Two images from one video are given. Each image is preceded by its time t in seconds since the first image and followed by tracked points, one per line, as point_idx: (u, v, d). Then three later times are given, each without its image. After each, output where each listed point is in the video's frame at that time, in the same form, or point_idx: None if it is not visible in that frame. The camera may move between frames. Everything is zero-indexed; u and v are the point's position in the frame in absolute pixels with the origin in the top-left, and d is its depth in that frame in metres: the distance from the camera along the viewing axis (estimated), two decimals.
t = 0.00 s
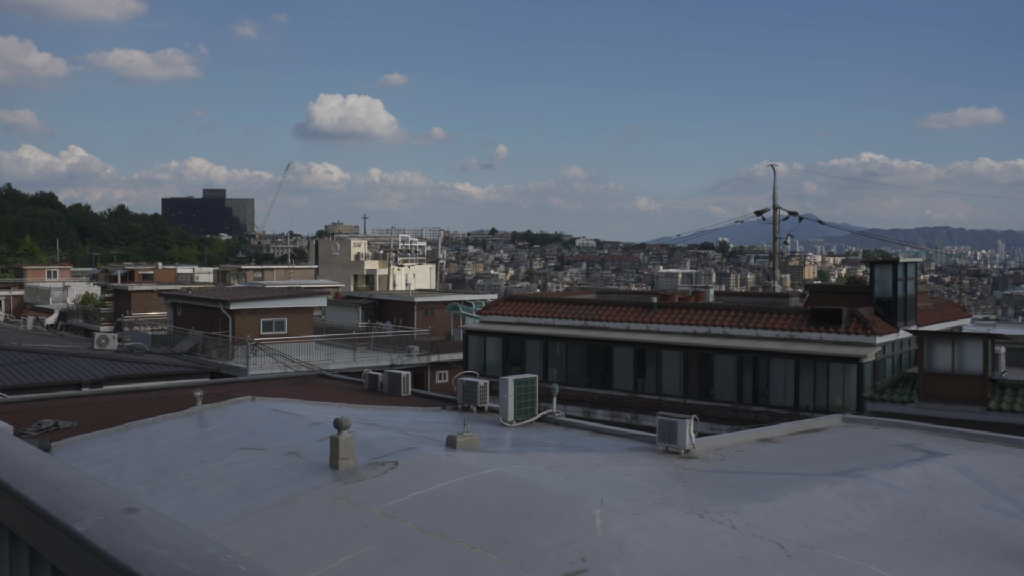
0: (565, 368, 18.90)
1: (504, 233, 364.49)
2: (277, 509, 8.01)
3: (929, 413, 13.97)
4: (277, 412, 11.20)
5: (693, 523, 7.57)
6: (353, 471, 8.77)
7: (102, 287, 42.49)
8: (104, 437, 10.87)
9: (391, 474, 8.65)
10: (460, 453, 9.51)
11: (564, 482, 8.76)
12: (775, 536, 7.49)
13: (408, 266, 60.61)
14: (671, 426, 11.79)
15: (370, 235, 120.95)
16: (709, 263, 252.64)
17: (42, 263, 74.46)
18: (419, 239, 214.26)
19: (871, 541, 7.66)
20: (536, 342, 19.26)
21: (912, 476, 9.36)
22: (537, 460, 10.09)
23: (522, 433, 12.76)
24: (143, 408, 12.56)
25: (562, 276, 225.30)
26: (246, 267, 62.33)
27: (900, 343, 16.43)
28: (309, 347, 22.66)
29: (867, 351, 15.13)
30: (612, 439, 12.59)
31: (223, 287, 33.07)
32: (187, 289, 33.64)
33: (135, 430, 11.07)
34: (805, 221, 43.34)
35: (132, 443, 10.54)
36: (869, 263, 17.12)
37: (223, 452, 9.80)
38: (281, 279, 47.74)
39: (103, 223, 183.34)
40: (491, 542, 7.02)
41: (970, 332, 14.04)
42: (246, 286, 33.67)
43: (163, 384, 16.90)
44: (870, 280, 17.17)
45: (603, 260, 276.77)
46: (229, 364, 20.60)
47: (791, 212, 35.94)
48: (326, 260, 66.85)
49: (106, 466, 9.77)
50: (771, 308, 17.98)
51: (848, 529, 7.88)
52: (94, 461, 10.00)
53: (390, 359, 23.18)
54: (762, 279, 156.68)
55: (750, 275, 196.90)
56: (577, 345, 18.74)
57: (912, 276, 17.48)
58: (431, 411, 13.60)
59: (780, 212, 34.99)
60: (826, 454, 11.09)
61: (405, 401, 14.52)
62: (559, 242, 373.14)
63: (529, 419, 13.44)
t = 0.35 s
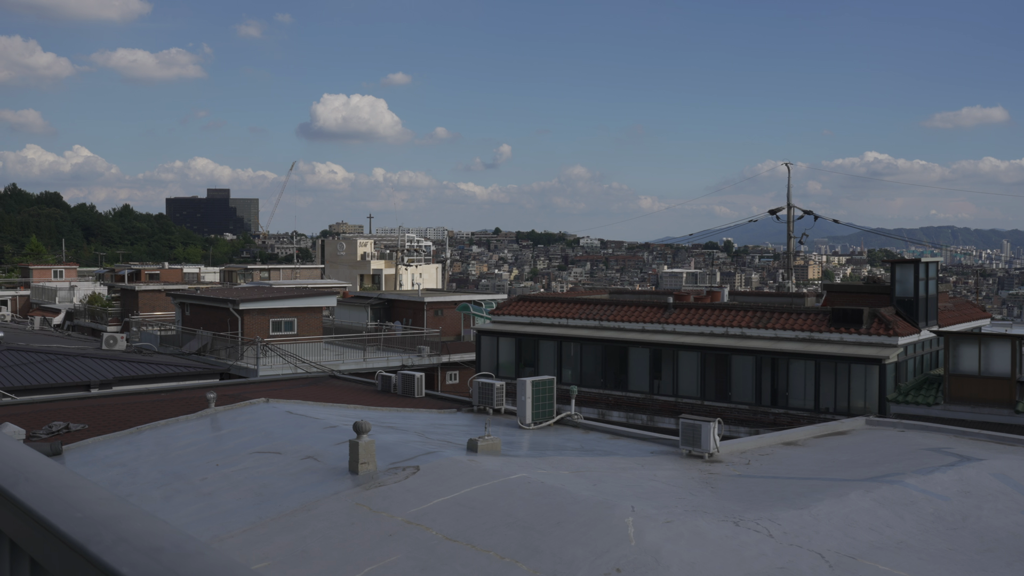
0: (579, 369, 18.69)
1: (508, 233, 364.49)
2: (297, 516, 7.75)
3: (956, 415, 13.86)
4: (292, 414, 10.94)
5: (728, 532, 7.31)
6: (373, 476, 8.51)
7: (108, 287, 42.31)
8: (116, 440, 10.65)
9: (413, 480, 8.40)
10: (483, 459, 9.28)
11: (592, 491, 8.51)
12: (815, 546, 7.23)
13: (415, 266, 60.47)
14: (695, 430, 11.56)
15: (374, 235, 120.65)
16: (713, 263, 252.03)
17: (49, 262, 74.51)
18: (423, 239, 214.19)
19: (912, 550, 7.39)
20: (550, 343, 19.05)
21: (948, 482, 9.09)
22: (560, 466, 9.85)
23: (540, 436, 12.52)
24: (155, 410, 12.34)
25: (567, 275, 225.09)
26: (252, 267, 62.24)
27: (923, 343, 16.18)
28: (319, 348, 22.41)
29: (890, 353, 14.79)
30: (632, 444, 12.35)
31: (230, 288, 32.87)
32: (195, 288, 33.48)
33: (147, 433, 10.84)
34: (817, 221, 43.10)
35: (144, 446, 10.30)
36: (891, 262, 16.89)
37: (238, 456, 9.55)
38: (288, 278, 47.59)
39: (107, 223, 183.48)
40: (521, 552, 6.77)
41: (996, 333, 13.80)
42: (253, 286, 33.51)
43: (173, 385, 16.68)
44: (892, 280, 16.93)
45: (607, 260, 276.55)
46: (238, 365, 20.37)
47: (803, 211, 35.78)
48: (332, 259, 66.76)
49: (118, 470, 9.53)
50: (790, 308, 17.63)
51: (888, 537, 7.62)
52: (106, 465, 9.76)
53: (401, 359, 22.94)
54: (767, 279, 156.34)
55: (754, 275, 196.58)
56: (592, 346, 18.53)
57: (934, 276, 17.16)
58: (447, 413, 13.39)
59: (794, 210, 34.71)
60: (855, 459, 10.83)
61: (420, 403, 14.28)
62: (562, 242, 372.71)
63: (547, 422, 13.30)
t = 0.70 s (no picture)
0: (643, 370, 18.28)
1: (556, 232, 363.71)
2: (369, 520, 7.53)
3: None
4: (358, 415, 10.79)
5: (822, 545, 6.88)
6: (445, 480, 8.26)
7: (169, 287, 43.25)
8: (183, 440, 10.66)
9: (486, 485, 8.13)
10: (556, 463, 8.98)
11: (672, 500, 8.14)
12: (915, 559, 6.71)
13: (468, 266, 60.61)
14: (771, 434, 11.04)
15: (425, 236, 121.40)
16: (767, 263, 246.94)
17: (112, 264, 76.85)
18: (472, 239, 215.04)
19: None
20: (613, 343, 18.70)
21: None
22: (635, 471, 9.50)
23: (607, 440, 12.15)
24: (218, 411, 12.34)
25: (616, 275, 223.49)
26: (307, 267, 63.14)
27: (1003, 345, 15.22)
28: (378, 347, 22.38)
29: (969, 355, 14.04)
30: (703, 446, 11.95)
31: (288, 288, 33.24)
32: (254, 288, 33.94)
33: (214, 433, 10.82)
34: (878, 219, 41.81)
35: (212, 447, 10.26)
36: (967, 261, 16.07)
37: (306, 459, 9.38)
38: (343, 278, 48.09)
39: (166, 223, 188.75)
40: (604, 563, 6.46)
41: None
42: (310, 286, 33.84)
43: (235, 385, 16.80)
44: (969, 280, 16.08)
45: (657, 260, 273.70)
46: (298, 365, 20.46)
47: (872, 208, 34.65)
48: (385, 259, 67.29)
49: (187, 472, 9.46)
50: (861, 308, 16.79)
51: (994, 551, 7.09)
52: (174, 466, 9.74)
53: (460, 359, 22.82)
54: (824, 278, 152.48)
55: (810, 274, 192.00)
56: (656, 346, 18.06)
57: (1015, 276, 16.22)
58: (512, 415, 13.18)
59: (856, 207, 33.70)
60: (944, 466, 10.21)
61: (483, 405, 14.04)
62: (611, 242, 369.69)
63: (615, 424, 13.02)
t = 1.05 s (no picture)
0: (733, 375, 17.63)
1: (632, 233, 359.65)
2: (465, 530, 7.29)
3: None
4: (448, 420, 10.65)
5: (954, 569, 6.32)
6: (541, 490, 7.99)
7: (254, 288, 44.50)
8: (274, 443, 10.72)
9: (584, 495, 7.81)
10: (655, 473, 8.61)
11: (781, 515, 7.66)
12: None
13: (546, 268, 60.49)
14: (878, 444, 10.35)
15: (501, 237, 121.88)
16: (852, 263, 237.65)
17: (201, 266, 79.98)
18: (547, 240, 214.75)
19: None
20: (702, 347, 18.07)
21: None
22: (737, 483, 9.03)
23: (700, 447, 11.65)
24: (305, 411, 12.32)
25: (694, 276, 219.27)
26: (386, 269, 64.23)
27: None
28: (461, 350, 22.19)
29: None
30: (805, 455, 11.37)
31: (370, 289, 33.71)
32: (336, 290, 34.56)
33: (304, 436, 10.86)
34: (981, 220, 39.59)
35: (303, 450, 10.27)
36: None
37: (398, 464, 9.20)
38: (422, 280, 48.63)
39: (252, 226, 195.64)
40: None
41: None
42: (392, 287, 34.28)
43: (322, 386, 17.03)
44: None
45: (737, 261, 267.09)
46: (382, 367, 20.62)
47: (975, 207, 32.79)
48: (463, 261, 67.78)
49: (280, 475, 9.42)
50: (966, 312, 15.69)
51: None
52: (268, 468, 9.78)
53: (544, 362, 22.61)
54: (917, 281, 145.38)
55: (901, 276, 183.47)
56: (747, 350, 17.39)
57: None
58: (602, 421, 12.87)
59: (955, 206, 32.00)
60: None
61: (571, 410, 13.74)
62: (688, 241, 364.49)
63: (711, 431, 12.51)
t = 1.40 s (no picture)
0: (802, 378, 16.98)
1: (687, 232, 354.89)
2: (535, 539, 7.04)
3: None
4: (512, 423, 10.44)
5: None
6: (612, 497, 7.73)
7: (312, 287, 45.10)
8: (337, 444, 10.46)
9: (658, 504, 7.50)
10: (730, 481, 8.24)
11: (869, 528, 7.22)
12: None
13: (601, 268, 60.02)
14: (963, 453, 9.78)
15: (555, 237, 121.69)
16: (915, 261, 230.80)
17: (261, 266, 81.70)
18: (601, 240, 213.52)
19: None
20: (768, 349, 17.45)
21: None
22: (817, 492, 8.59)
23: (771, 452, 11.22)
24: (367, 410, 12.10)
25: (751, 277, 215.44)
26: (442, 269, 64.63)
27: None
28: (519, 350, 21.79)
29: None
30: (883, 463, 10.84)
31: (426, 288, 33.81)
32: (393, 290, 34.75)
33: (366, 436, 10.73)
34: None
35: (365, 450, 10.15)
36: None
37: (463, 468, 8.99)
38: (477, 279, 48.73)
39: (309, 226, 199.34)
40: None
41: None
42: (449, 287, 34.29)
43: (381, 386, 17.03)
44: None
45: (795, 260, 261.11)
46: (441, 367, 20.58)
47: None
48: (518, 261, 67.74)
49: (344, 477, 9.20)
50: None
51: None
52: (330, 470, 9.54)
53: (604, 363, 22.32)
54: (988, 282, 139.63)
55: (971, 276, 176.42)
56: (816, 353, 16.74)
57: None
58: (668, 425, 12.51)
59: None
60: None
61: (636, 414, 13.42)
62: (744, 241, 364.44)
63: (782, 437, 11.93)
